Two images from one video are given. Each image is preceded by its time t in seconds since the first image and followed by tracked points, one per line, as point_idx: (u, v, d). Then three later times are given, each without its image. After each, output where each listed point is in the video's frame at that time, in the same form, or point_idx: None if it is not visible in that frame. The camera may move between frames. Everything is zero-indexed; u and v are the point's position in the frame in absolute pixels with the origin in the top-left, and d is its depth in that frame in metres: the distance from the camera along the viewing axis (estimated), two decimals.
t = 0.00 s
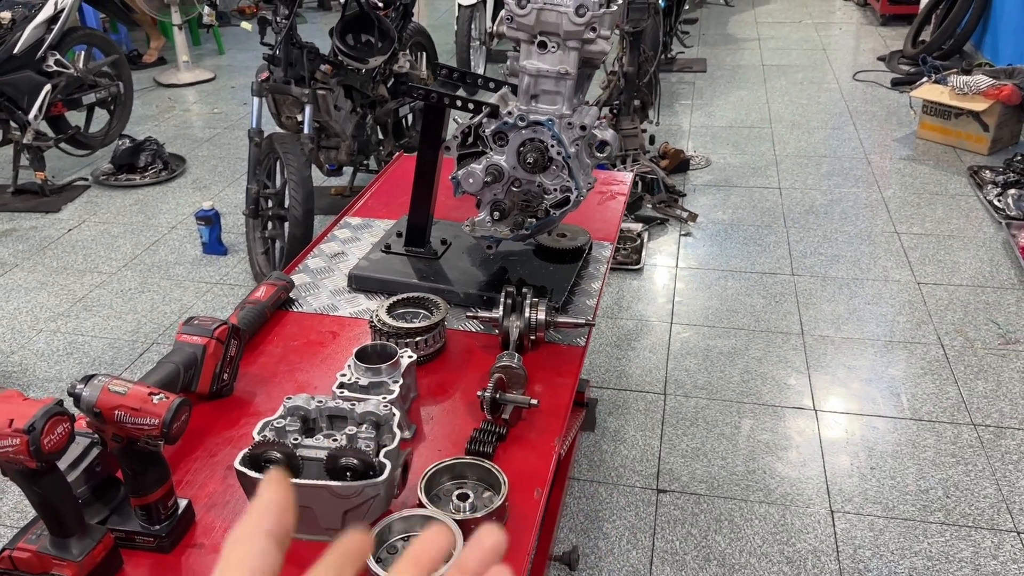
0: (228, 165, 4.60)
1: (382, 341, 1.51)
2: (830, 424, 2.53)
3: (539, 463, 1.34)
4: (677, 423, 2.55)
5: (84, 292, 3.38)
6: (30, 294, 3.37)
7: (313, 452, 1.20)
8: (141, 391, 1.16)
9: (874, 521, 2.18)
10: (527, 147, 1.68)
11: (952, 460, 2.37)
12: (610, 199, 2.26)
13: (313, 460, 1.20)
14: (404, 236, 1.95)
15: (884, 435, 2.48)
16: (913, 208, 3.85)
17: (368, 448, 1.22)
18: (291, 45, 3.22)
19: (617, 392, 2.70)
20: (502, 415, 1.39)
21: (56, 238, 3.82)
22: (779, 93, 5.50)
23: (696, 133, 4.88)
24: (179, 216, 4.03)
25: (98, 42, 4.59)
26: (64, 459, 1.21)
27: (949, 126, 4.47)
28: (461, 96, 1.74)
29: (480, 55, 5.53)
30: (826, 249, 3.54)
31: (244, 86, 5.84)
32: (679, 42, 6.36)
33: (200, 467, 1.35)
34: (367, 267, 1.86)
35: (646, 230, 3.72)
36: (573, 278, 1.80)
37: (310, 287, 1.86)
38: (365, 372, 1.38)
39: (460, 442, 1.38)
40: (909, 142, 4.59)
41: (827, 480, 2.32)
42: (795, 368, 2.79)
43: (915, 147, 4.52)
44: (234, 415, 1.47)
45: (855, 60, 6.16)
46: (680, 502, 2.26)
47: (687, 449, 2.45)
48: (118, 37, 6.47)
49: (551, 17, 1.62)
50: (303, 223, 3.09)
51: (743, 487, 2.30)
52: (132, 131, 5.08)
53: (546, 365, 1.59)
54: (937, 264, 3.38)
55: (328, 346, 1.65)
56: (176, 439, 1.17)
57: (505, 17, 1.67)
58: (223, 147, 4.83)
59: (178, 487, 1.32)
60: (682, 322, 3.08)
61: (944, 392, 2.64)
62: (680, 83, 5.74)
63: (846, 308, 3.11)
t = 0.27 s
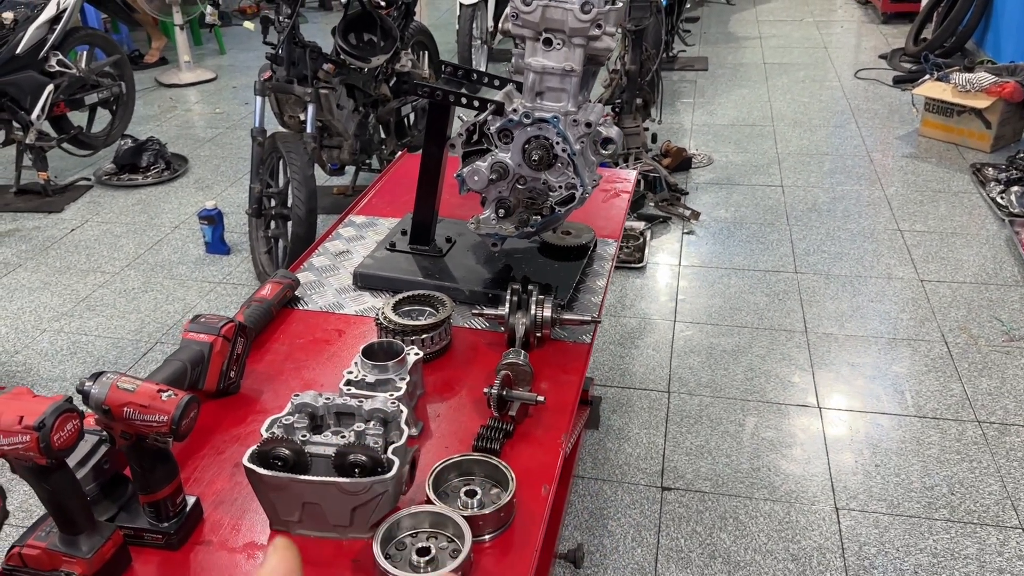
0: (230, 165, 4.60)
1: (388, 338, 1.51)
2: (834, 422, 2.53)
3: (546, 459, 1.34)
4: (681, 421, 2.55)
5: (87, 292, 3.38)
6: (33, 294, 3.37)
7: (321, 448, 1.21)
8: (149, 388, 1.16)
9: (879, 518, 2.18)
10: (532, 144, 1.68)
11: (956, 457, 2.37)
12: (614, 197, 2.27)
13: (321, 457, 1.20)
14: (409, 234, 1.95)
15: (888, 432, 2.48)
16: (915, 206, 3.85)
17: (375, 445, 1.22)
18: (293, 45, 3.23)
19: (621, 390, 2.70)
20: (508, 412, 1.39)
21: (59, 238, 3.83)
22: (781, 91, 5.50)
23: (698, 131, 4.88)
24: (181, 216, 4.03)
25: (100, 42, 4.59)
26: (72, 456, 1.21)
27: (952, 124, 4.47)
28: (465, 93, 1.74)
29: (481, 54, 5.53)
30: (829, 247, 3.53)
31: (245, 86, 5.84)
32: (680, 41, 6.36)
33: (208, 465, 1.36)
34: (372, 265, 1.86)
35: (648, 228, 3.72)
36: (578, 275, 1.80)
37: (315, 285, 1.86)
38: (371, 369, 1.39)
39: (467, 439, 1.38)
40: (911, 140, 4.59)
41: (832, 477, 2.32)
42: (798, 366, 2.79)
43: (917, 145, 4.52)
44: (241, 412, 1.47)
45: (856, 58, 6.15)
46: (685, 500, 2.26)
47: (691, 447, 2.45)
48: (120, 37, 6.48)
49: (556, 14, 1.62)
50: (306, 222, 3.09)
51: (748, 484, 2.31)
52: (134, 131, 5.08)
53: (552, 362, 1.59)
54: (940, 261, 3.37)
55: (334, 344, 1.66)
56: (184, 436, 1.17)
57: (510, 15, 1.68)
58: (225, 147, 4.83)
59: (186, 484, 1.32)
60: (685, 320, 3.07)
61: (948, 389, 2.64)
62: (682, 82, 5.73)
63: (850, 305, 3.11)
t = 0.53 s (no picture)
0: (230, 165, 4.60)
1: (386, 337, 1.51)
2: (834, 421, 2.53)
3: (544, 457, 1.35)
4: (681, 420, 2.56)
5: (87, 293, 3.39)
6: (33, 295, 3.37)
7: (319, 446, 1.21)
8: (148, 386, 1.16)
9: (878, 517, 2.18)
10: (530, 143, 1.68)
11: (955, 455, 2.37)
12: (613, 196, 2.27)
13: (320, 455, 1.20)
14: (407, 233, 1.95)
15: (887, 431, 2.48)
16: (915, 205, 3.85)
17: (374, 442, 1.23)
18: (293, 45, 3.23)
19: (621, 389, 2.70)
20: (507, 410, 1.40)
21: (59, 239, 3.83)
22: (780, 90, 5.50)
23: (697, 131, 4.88)
24: (181, 217, 4.03)
25: (100, 43, 4.59)
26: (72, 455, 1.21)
27: (950, 123, 4.47)
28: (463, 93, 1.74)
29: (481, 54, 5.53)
30: (828, 246, 3.54)
31: (245, 87, 5.84)
32: (679, 41, 6.37)
33: (207, 464, 1.36)
34: (370, 264, 1.86)
35: (647, 228, 3.72)
36: (576, 274, 1.81)
37: (314, 285, 1.86)
38: (370, 368, 1.39)
39: (465, 437, 1.38)
40: (910, 139, 4.59)
41: (831, 476, 2.32)
42: (798, 365, 2.79)
43: (916, 144, 4.53)
44: (240, 411, 1.47)
45: (855, 57, 6.16)
46: (685, 498, 2.26)
47: (690, 446, 2.45)
48: (119, 39, 6.48)
49: (554, 14, 1.63)
50: (306, 222, 3.09)
51: (747, 483, 2.31)
52: (134, 133, 5.08)
53: (550, 360, 1.60)
54: (939, 260, 3.38)
55: (333, 343, 1.66)
56: (183, 434, 1.17)
57: (508, 14, 1.68)
58: (225, 147, 4.84)
59: (185, 482, 1.32)
60: (685, 319, 3.08)
61: (946, 387, 2.64)
62: (681, 82, 5.74)
63: (849, 304, 3.11)
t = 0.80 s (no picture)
0: (228, 168, 4.61)
1: (382, 339, 1.52)
2: (830, 421, 2.53)
3: (540, 457, 1.36)
4: (678, 421, 2.56)
5: (85, 296, 3.39)
6: (31, 298, 3.38)
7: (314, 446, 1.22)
8: (145, 388, 1.17)
9: (873, 516, 2.19)
10: (526, 146, 1.70)
11: (951, 455, 2.38)
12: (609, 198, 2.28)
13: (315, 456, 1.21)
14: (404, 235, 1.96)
15: (884, 431, 2.49)
16: (911, 206, 3.86)
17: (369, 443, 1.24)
18: (290, 48, 3.24)
19: (618, 390, 2.71)
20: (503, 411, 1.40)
21: (57, 242, 3.84)
22: (777, 92, 5.51)
23: (695, 132, 4.89)
24: (179, 219, 4.04)
25: (98, 46, 4.60)
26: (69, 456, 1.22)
27: (947, 124, 4.48)
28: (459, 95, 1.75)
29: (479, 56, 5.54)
30: (825, 247, 3.55)
31: (243, 90, 5.85)
32: (676, 42, 6.38)
33: (204, 465, 1.37)
34: (367, 266, 1.87)
35: (645, 229, 3.73)
36: (572, 276, 1.81)
37: (311, 287, 1.87)
38: (366, 369, 1.40)
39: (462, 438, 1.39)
40: (907, 140, 4.60)
41: (827, 476, 2.33)
42: (794, 365, 2.80)
43: (913, 145, 4.54)
44: (237, 413, 1.48)
45: (852, 58, 6.17)
46: (681, 499, 2.27)
47: (687, 446, 2.46)
48: (118, 41, 6.49)
49: (548, 17, 1.64)
50: (303, 224, 3.09)
51: (743, 483, 2.32)
52: (133, 135, 5.09)
53: (546, 361, 1.61)
54: (935, 260, 3.39)
55: (330, 345, 1.67)
56: (179, 436, 1.18)
57: (503, 17, 1.69)
58: (223, 150, 4.85)
59: (182, 484, 1.33)
60: (682, 320, 3.09)
61: (942, 387, 2.65)
62: (679, 83, 5.75)
63: (845, 305, 3.12)
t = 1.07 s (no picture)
0: (225, 174, 4.61)
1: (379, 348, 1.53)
2: (827, 427, 2.54)
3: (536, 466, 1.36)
4: (675, 426, 2.57)
5: (82, 302, 3.39)
6: (28, 304, 3.38)
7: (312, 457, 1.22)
8: (142, 399, 1.18)
9: (870, 522, 2.20)
10: (521, 154, 1.71)
11: (947, 460, 2.38)
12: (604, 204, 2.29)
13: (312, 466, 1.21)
14: (401, 243, 1.97)
15: (880, 436, 2.49)
16: (906, 210, 3.88)
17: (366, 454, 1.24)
18: (287, 54, 3.25)
19: (615, 396, 2.71)
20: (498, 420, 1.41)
21: (54, 248, 3.84)
22: (773, 96, 5.53)
23: (691, 137, 4.91)
24: (176, 225, 4.04)
25: (95, 52, 4.60)
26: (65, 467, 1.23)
27: (942, 128, 4.50)
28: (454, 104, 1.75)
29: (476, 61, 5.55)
30: (820, 252, 3.56)
31: (240, 95, 5.86)
32: (672, 47, 6.41)
33: (200, 475, 1.37)
34: (364, 274, 1.88)
35: (641, 234, 3.74)
36: (568, 283, 1.82)
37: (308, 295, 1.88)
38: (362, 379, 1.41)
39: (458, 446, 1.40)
40: (902, 144, 4.62)
41: (824, 481, 2.33)
42: (791, 371, 2.81)
43: (908, 149, 4.56)
44: (233, 422, 1.49)
45: (848, 63, 6.20)
46: (678, 505, 2.27)
47: (684, 452, 2.46)
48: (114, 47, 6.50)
49: (543, 27, 1.65)
50: (300, 230, 3.10)
51: (740, 489, 2.32)
52: (129, 141, 5.09)
53: (542, 369, 1.61)
54: (931, 265, 3.40)
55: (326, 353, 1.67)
56: (176, 446, 1.19)
57: (498, 26, 1.70)
58: (220, 155, 4.85)
59: (179, 494, 1.33)
60: (678, 325, 3.09)
61: (938, 392, 2.66)
62: (675, 88, 5.77)
63: (841, 310, 3.13)
